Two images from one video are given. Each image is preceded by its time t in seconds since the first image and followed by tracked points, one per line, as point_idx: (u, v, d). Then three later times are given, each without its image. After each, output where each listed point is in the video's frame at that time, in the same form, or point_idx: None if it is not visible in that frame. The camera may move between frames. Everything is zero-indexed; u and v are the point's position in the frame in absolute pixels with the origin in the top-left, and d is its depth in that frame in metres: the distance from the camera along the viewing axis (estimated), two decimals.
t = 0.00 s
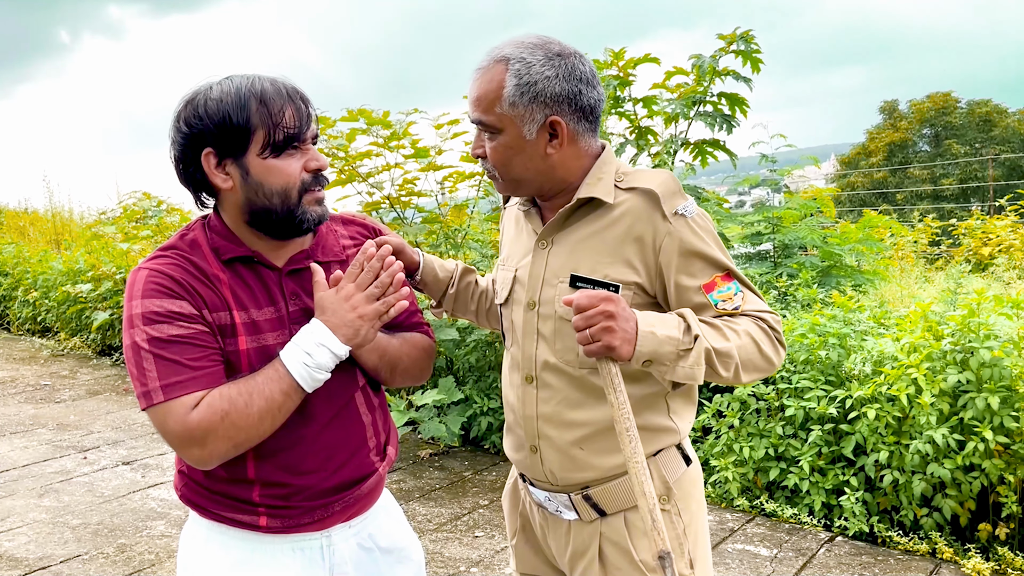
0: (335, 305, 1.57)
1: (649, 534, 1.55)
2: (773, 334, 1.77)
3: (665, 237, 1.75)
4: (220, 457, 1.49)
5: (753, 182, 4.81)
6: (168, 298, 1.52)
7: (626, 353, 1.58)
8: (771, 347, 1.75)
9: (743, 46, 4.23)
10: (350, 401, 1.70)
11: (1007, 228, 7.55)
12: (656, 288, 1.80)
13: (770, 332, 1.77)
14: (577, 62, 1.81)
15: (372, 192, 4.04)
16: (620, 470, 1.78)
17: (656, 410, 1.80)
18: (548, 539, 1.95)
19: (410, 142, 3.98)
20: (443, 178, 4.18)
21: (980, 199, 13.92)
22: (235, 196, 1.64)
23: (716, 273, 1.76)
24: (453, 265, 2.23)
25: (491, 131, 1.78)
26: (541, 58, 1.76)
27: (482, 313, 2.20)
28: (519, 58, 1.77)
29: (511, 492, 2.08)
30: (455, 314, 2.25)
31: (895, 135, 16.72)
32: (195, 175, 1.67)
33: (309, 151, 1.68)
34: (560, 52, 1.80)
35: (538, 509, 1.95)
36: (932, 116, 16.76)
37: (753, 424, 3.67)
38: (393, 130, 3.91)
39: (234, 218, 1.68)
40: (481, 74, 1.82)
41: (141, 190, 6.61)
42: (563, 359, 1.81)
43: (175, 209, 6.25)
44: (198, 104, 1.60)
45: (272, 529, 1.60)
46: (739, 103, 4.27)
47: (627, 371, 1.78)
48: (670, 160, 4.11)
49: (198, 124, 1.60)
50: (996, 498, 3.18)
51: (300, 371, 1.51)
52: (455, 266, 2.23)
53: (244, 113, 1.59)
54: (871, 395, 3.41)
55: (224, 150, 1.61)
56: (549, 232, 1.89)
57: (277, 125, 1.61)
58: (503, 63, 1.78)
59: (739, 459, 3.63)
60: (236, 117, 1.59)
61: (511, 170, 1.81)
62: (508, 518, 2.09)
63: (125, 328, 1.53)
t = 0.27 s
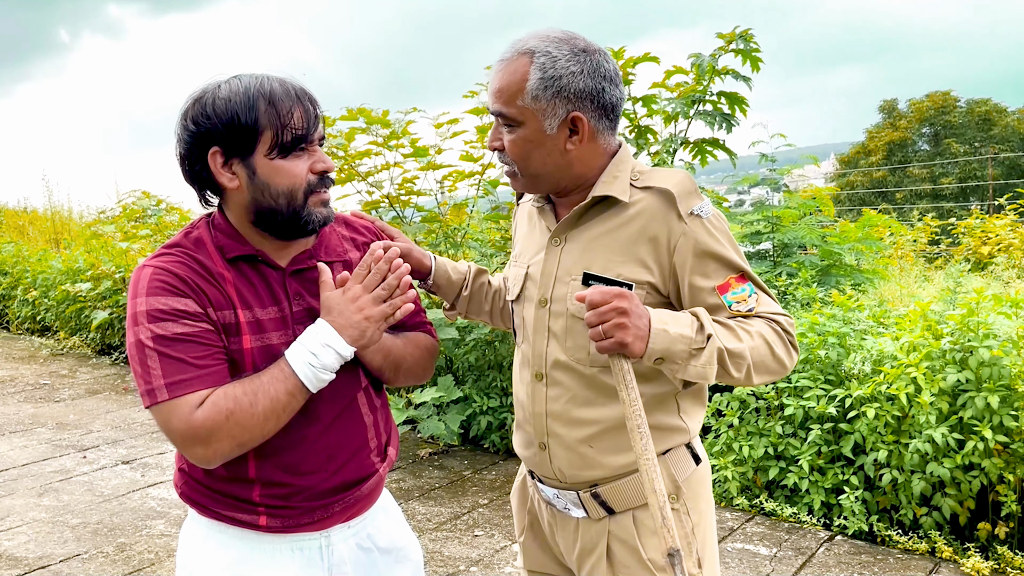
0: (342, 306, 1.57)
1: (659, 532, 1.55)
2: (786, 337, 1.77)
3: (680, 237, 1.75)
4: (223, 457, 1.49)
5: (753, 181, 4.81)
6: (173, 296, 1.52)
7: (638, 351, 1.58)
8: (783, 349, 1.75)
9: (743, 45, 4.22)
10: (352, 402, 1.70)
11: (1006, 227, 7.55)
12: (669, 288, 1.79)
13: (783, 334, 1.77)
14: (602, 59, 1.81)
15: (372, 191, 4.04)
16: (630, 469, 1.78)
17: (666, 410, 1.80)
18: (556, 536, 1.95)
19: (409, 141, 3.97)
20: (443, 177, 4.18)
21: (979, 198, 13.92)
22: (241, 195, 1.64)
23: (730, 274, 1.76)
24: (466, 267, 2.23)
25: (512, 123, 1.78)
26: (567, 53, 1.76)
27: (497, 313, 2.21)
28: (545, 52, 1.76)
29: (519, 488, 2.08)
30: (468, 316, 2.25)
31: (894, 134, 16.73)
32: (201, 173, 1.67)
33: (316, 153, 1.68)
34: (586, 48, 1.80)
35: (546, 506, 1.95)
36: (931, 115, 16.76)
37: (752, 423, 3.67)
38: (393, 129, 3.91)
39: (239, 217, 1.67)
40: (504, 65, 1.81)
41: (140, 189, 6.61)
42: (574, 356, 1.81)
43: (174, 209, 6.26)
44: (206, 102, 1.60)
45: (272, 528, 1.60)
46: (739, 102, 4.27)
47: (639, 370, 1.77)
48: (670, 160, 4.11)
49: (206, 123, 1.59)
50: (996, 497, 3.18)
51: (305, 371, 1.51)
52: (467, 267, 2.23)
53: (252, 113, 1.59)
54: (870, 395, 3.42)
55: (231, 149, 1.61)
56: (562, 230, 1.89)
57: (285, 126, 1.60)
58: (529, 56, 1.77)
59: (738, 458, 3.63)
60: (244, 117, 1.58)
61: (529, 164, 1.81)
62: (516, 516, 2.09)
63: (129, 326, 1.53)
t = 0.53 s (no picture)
0: (345, 308, 1.56)
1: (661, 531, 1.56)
2: (789, 336, 1.77)
3: (682, 237, 1.75)
4: (228, 458, 1.49)
5: (752, 180, 4.81)
6: (177, 298, 1.52)
7: (640, 350, 1.59)
8: (787, 349, 1.75)
9: (742, 45, 4.22)
10: (355, 404, 1.70)
11: (1005, 226, 7.56)
12: (671, 287, 1.79)
13: (787, 334, 1.76)
14: (616, 60, 1.81)
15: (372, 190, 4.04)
16: (634, 468, 1.78)
17: (670, 408, 1.80)
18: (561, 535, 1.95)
19: (409, 140, 3.97)
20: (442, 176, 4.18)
21: (979, 197, 13.93)
22: (247, 196, 1.64)
23: (733, 273, 1.75)
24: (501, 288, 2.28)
25: (520, 115, 1.78)
26: (583, 51, 1.76)
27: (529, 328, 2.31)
28: (561, 49, 1.76)
29: (524, 487, 2.08)
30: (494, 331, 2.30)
31: (894, 134, 16.75)
32: (206, 173, 1.67)
33: (323, 153, 1.67)
34: (602, 48, 1.80)
35: (551, 504, 1.95)
36: (931, 114, 16.77)
37: (752, 423, 3.67)
38: (392, 128, 3.91)
39: (245, 218, 1.67)
40: (517, 59, 1.81)
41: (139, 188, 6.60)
42: (577, 356, 1.82)
43: (173, 208, 6.25)
44: (212, 102, 1.60)
45: (274, 528, 1.59)
46: (738, 102, 4.27)
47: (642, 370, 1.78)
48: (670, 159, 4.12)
49: (212, 123, 1.59)
50: (996, 496, 3.19)
51: (309, 373, 1.51)
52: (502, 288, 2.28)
53: (259, 113, 1.58)
54: (870, 394, 3.42)
55: (237, 149, 1.61)
56: (566, 228, 1.90)
57: (291, 126, 1.60)
58: (545, 51, 1.77)
59: (738, 457, 3.64)
60: (251, 117, 1.58)
61: (534, 158, 1.81)
62: (521, 514, 2.09)
63: (134, 328, 1.53)
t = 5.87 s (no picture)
0: (329, 300, 1.54)
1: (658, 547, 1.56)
2: (785, 363, 1.78)
3: (692, 253, 1.75)
4: (212, 452, 1.45)
5: (725, 189, 4.86)
6: (165, 291, 1.51)
7: (645, 357, 1.59)
8: (781, 376, 1.76)
9: (715, 54, 4.26)
10: (318, 421, 1.67)
11: (972, 236, 7.71)
12: (673, 302, 1.79)
13: (783, 360, 1.77)
14: (642, 67, 1.80)
15: (346, 195, 4.01)
16: (628, 483, 1.78)
17: (659, 422, 1.80)
18: (546, 555, 1.94)
19: (382, 145, 3.95)
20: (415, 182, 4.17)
21: (947, 207, 14.20)
22: (226, 210, 1.63)
23: (737, 294, 1.76)
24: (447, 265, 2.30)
25: (543, 124, 1.74)
26: (613, 60, 1.74)
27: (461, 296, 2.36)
28: (590, 58, 1.72)
29: (504, 506, 2.06)
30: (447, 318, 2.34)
31: (865, 144, 17.02)
32: (192, 188, 1.67)
33: (303, 169, 1.64)
34: (631, 55, 1.78)
35: (534, 525, 1.93)
36: (901, 125, 17.07)
37: (723, 430, 3.70)
38: (366, 134, 3.89)
39: (228, 231, 1.65)
40: (538, 64, 1.75)
41: (110, 191, 6.51)
42: (568, 365, 1.79)
43: (144, 212, 6.17)
44: (196, 118, 1.59)
45: (223, 540, 1.58)
46: (711, 111, 4.30)
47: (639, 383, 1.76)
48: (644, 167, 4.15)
49: (193, 139, 1.59)
50: (963, 503, 3.23)
51: (297, 367, 1.49)
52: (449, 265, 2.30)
53: (236, 128, 1.57)
54: (839, 402, 3.46)
55: (216, 164, 1.59)
56: (566, 234, 1.87)
57: (266, 142, 1.58)
58: (574, 60, 1.72)
59: (710, 464, 3.65)
60: (228, 132, 1.57)
61: (554, 167, 1.78)
62: (502, 535, 2.07)
63: (116, 321, 1.51)
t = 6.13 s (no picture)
0: (318, 296, 1.54)
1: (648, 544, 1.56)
2: (772, 359, 1.78)
3: (678, 251, 1.76)
4: (203, 450, 1.45)
5: (723, 189, 4.86)
6: (154, 291, 1.51)
7: (633, 357, 1.59)
8: (769, 373, 1.76)
9: (713, 54, 4.27)
10: (311, 420, 1.67)
11: (970, 235, 7.72)
12: (661, 300, 1.80)
13: (770, 357, 1.78)
14: (617, 65, 1.80)
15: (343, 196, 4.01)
16: (617, 482, 1.78)
17: (649, 422, 1.80)
18: (538, 555, 1.94)
19: (380, 146, 3.95)
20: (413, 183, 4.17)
21: (945, 206, 14.21)
22: (213, 210, 1.63)
23: (723, 291, 1.76)
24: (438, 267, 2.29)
25: (525, 132, 1.74)
26: (587, 61, 1.73)
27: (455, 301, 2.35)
28: (564, 60, 1.72)
29: (496, 506, 2.06)
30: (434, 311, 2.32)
31: (863, 144, 17.04)
32: (179, 188, 1.67)
33: (288, 167, 1.64)
34: (604, 54, 1.78)
35: (526, 525, 1.94)
36: (899, 125, 17.10)
37: (722, 430, 3.70)
38: (363, 134, 3.89)
39: (218, 232, 1.65)
40: (510, 71, 1.75)
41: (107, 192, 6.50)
42: (558, 364, 1.79)
43: (142, 213, 6.17)
44: (179, 121, 1.60)
45: (218, 539, 1.58)
46: (709, 111, 4.31)
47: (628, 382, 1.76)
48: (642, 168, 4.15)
49: (178, 140, 1.59)
50: (960, 502, 3.23)
51: (286, 364, 1.48)
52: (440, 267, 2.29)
53: (219, 129, 1.57)
54: (837, 402, 3.46)
55: (202, 165, 1.60)
56: (553, 235, 1.87)
57: (250, 141, 1.58)
58: (547, 63, 1.72)
59: (707, 464, 3.65)
60: (212, 133, 1.57)
61: (538, 172, 1.78)
62: (494, 536, 2.07)
63: (106, 320, 1.51)
